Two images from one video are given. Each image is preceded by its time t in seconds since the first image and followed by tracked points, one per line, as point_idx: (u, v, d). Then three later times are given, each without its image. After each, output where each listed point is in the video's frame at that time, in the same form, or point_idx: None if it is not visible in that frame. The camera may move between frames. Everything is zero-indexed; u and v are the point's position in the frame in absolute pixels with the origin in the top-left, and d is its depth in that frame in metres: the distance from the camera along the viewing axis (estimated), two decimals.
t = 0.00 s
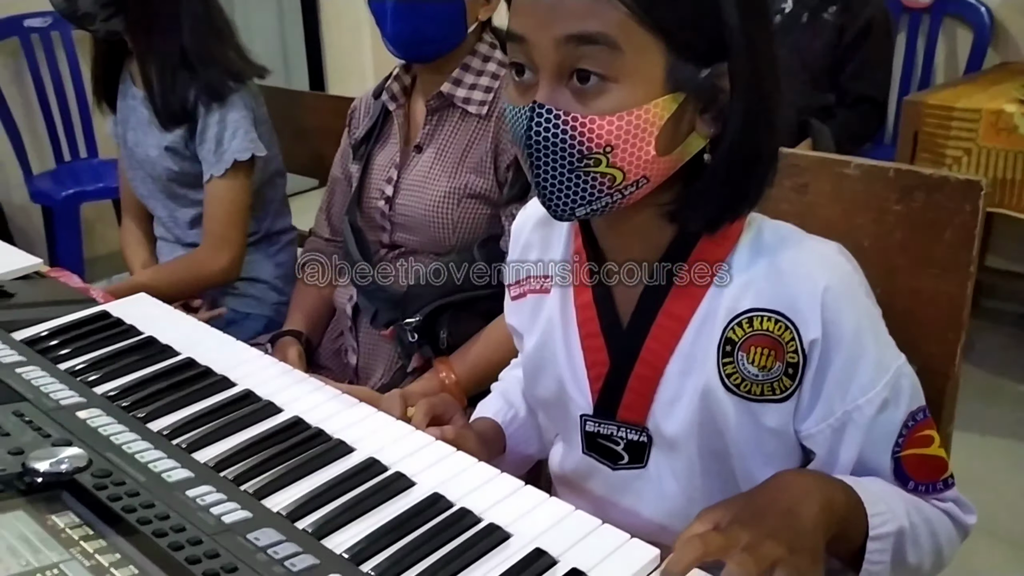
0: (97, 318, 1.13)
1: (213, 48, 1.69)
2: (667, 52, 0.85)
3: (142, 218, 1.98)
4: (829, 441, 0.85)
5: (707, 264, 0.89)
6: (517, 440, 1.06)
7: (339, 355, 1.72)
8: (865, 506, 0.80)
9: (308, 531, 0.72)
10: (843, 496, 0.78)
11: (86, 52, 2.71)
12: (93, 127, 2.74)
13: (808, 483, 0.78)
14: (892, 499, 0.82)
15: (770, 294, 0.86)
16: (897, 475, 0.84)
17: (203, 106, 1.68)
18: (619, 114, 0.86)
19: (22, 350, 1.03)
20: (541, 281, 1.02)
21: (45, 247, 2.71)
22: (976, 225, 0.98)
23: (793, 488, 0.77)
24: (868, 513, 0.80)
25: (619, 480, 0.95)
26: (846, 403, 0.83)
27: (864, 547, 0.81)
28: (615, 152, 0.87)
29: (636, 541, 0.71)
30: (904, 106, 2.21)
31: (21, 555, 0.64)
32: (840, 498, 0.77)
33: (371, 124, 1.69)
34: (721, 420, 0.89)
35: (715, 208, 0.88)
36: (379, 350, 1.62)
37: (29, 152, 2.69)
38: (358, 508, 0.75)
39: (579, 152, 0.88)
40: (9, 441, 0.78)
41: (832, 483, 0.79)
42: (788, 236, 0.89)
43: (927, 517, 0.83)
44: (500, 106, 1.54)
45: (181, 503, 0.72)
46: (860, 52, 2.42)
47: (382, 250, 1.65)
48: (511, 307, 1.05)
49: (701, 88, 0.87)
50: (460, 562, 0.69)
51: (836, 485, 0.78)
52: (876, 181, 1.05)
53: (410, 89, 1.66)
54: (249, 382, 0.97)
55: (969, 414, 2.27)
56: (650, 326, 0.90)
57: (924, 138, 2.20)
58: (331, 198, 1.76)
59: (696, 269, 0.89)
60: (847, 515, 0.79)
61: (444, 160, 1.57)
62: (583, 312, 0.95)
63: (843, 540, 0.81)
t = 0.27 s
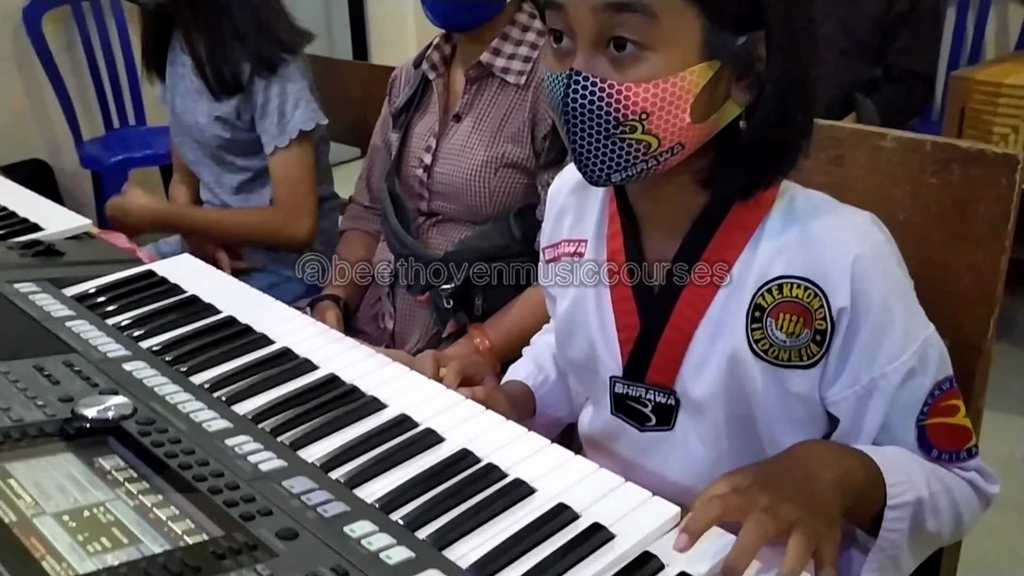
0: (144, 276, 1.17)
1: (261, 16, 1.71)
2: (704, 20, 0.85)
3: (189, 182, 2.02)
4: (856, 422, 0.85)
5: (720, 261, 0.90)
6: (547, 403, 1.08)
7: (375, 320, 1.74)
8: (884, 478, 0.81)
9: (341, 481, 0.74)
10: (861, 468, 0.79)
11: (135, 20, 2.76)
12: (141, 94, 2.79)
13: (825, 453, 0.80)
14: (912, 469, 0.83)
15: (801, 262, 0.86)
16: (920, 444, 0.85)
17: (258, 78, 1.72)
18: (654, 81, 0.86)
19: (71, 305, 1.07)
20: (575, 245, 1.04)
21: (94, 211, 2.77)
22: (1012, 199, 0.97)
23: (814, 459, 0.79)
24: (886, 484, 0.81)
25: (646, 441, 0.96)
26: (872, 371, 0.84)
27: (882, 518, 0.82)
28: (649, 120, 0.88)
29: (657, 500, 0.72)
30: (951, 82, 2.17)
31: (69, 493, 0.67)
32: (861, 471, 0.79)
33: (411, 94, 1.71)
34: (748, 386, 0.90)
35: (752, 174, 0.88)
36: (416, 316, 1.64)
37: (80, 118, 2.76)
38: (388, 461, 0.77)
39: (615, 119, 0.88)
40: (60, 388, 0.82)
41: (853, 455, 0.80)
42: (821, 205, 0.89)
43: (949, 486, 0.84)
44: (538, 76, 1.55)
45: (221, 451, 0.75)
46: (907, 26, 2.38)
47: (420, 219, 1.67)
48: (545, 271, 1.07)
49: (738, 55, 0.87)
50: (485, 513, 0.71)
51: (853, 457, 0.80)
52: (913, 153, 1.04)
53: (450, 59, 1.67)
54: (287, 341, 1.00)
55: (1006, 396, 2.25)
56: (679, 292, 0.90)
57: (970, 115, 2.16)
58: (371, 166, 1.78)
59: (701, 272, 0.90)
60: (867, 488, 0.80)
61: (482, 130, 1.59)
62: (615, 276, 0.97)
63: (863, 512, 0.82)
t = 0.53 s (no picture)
0: (181, 236, 1.20)
1: None
2: None
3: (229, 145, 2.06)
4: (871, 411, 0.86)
5: (728, 263, 0.91)
6: (569, 370, 1.10)
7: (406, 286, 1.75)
8: (902, 457, 0.82)
9: (362, 440, 0.77)
10: (879, 440, 0.80)
11: None
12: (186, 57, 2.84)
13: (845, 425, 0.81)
14: (931, 446, 0.83)
15: (824, 238, 0.87)
16: (938, 424, 0.85)
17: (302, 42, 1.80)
18: (684, 56, 0.87)
19: (110, 263, 1.10)
20: (602, 214, 1.05)
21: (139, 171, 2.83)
22: None
23: (832, 431, 0.79)
24: (905, 460, 0.81)
25: (664, 410, 0.98)
26: (891, 348, 0.84)
27: (898, 493, 0.83)
28: (678, 94, 0.88)
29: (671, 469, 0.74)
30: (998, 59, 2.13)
31: (102, 443, 0.70)
32: (878, 444, 0.80)
33: (447, 61, 1.72)
34: (767, 358, 0.91)
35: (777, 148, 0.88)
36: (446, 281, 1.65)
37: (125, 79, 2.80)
38: (409, 422, 0.80)
39: (644, 93, 0.89)
40: (97, 343, 0.85)
41: (871, 428, 0.81)
42: (847, 181, 0.89)
43: (965, 464, 0.85)
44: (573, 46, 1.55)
45: (247, 408, 0.78)
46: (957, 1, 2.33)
47: (452, 185, 1.69)
48: (572, 239, 1.08)
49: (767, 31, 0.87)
50: (500, 475, 0.73)
51: (872, 428, 0.80)
52: (946, 132, 1.03)
53: (487, 27, 1.67)
54: (316, 303, 1.03)
55: None
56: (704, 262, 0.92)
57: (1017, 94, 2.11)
58: (406, 132, 1.80)
59: (712, 272, 0.91)
60: (882, 462, 0.80)
61: (516, 99, 1.60)
62: (639, 247, 0.98)
63: (879, 487, 0.82)
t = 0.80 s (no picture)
0: (204, 221, 1.22)
1: None
2: None
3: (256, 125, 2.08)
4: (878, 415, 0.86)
5: (731, 266, 0.91)
6: (584, 362, 1.10)
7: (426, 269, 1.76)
8: (910, 460, 0.81)
9: (374, 429, 0.78)
10: (887, 440, 0.80)
11: None
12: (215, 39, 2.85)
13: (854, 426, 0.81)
14: (939, 449, 0.83)
15: (846, 233, 0.86)
16: (950, 426, 0.84)
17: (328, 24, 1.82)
18: (718, 60, 0.85)
19: (132, 246, 1.12)
20: (625, 202, 1.05)
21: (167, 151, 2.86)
22: None
23: (840, 430, 0.79)
24: (914, 462, 0.81)
25: (679, 399, 0.98)
26: (906, 346, 0.83)
27: (903, 496, 0.82)
28: (717, 98, 0.86)
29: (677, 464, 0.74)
30: None
31: (119, 427, 0.71)
32: (886, 444, 0.79)
33: (470, 46, 1.72)
34: (784, 351, 0.91)
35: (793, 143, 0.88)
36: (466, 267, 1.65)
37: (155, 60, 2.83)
38: (421, 411, 0.81)
39: (682, 100, 0.87)
40: (117, 327, 0.87)
41: (881, 429, 0.81)
42: (872, 177, 0.88)
43: (975, 469, 0.84)
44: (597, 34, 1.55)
45: (262, 395, 0.79)
46: None
47: (474, 171, 1.69)
48: (593, 226, 1.08)
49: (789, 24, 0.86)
50: (508, 466, 0.74)
51: (881, 429, 0.80)
52: (968, 129, 1.03)
53: (510, 13, 1.68)
54: (335, 290, 1.04)
55: None
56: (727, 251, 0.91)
57: None
58: (429, 117, 1.80)
59: (719, 274, 0.91)
60: (890, 463, 0.80)
61: (538, 85, 1.60)
62: (661, 235, 0.98)
63: (884, 488, 0.82)
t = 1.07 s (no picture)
0: (222, 208, 1.23)
1: None
2: None
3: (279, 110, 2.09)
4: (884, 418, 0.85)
5: (743, 276, 0.91)
6: (596, 354, 1.10)
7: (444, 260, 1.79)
8: (912, 459, 0.81)
9: (384, 417, 0.79)
10: (889, 443, 0.79)
11: None
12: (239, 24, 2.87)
13: (855, 426, 0.80)
14: (943, 452, 0.82)
15: (875, 224, 0.86)
16: (964, 424, 0.83)
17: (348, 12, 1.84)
18: (769, 57, 0.82)
19: (151, 232, 1.13)
20: (648, 189, 1.03)
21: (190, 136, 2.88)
22: None
23: (839, 425, 0.80)
24: (915, 464, 0.81)
25: (697, 384, 0.97)
26: (927, 337, 0.83)
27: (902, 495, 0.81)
28: (773, 93, 0.84)
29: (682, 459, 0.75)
30: None
31: (134, 410, 0.73)
32: (887, 444, 0.79)
33: (489, 36, 1.72)
34: (806, 341, 0.90)
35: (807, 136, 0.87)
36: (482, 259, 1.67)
37: (180, 44, 2.84)
38: (432, 400, 0.82)
39: (738, 101, 0.84)
40: (135, 312, 0.88)
41: (882, 428, 0.80)
42: (902, 168, 0.88)
43: (982, 471, 0.83)
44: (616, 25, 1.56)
45: (275, 381, 0.81)
46: None
47: (491, 161, 1.69)
48: (614, 212, 1.06)
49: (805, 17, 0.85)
50: (516, 457, 0.75)
51: (884, 431, 0.80)
52: (987, 127, 1.02)
53: (529, 2, 1.66)
54: (349, 279, 1.05)
55: None
56: (750, 241, 0.90)
57: None
58: (448, 107, 1.81)
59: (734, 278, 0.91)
60: (892, 463, 0.80)
61: (556, 76, 1.60)
62: (685, 223, 0.97)
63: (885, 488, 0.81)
